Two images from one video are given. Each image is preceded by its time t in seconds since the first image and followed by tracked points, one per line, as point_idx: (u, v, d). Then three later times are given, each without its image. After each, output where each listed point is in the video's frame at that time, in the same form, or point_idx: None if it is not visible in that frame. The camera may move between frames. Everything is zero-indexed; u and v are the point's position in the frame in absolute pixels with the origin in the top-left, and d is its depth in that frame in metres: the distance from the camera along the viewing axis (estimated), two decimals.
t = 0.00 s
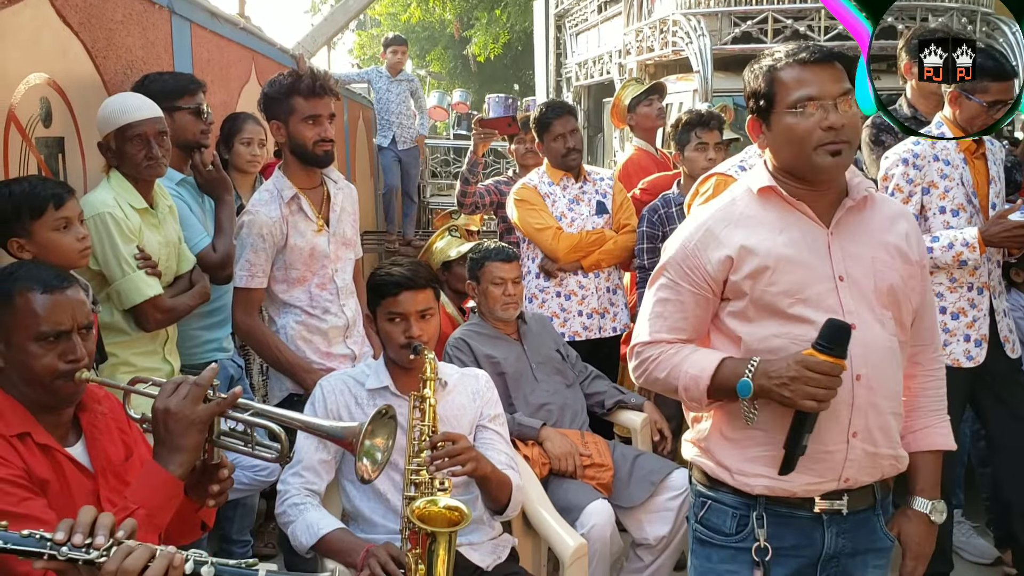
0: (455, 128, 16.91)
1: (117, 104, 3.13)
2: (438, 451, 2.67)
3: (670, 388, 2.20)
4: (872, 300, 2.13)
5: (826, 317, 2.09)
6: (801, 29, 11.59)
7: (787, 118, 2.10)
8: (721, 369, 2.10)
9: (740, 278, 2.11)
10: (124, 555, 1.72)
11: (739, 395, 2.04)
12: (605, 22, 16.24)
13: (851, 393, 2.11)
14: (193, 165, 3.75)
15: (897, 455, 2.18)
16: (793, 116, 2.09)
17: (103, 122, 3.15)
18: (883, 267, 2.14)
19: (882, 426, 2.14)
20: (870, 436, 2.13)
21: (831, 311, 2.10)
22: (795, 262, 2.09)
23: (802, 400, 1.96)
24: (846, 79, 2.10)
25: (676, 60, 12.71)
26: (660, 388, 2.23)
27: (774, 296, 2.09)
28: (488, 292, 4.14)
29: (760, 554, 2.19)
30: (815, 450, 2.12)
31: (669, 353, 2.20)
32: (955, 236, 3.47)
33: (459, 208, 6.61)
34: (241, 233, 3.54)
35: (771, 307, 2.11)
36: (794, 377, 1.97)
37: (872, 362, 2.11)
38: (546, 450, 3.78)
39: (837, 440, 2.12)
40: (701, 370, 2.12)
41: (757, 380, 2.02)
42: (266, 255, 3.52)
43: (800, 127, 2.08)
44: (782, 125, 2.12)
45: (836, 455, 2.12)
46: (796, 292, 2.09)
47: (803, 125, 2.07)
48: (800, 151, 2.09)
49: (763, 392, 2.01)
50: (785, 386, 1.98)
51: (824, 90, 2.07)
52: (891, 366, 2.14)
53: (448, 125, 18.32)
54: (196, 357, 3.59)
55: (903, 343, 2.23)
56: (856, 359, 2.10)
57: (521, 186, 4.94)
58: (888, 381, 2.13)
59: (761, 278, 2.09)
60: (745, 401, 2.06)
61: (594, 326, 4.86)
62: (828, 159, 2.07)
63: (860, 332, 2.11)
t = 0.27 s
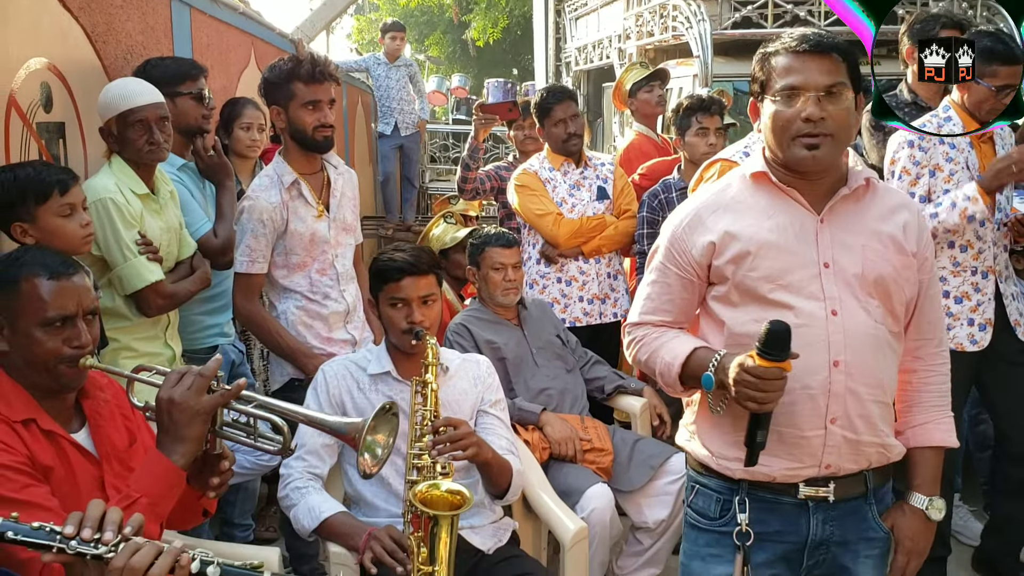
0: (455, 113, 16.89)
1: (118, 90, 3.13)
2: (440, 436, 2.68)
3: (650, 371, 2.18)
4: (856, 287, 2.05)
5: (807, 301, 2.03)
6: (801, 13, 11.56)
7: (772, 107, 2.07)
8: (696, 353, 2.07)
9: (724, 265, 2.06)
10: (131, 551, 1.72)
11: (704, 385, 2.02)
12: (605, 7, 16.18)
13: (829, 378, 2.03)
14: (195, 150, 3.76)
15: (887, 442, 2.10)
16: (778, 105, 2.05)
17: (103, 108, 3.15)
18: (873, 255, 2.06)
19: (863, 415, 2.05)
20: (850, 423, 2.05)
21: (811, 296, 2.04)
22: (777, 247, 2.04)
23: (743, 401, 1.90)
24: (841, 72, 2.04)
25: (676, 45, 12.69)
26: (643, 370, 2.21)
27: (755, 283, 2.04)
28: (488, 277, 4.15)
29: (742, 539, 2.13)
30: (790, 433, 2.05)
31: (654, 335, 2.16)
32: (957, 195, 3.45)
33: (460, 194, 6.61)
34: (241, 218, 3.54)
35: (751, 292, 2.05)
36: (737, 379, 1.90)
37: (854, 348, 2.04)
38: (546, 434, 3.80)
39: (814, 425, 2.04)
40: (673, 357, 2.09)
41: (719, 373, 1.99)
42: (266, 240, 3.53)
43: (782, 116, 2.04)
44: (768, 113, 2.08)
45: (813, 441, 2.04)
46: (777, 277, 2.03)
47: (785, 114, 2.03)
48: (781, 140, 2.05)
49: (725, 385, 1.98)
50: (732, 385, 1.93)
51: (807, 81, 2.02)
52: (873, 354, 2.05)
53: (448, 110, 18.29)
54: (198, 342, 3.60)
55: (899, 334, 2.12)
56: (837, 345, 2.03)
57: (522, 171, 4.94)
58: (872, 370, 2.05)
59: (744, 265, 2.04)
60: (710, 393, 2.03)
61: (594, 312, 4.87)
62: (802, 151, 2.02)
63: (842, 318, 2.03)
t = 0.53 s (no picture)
0: (453, 72, 16.73)
1: (116, 48, 3.11)
2: (440, 396, 2.71)
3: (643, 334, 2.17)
4: (856, 246, 2.05)
5: (804, 262, 2.01)
6: None
7: (769, 59, 2.04)
8: (681, 319, 2.05)
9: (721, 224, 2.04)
10: (140, 514, 1.74)
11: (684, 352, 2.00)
12: None
13: (825, 339, 2.02)
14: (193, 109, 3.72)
15: (880, 403, 2.10)
16: (776, 57, 2.02)
17: (101, 67, 3.13)
18: (872, 215, 2.06)
19: (860, 376, 2.05)
20: (847, 383, 2.04)
21: (810, 255, 2.02)
22: (774, 207, 2.02)
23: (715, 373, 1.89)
24: (841, 23, 2.01)
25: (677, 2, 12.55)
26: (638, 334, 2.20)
27: (753, 241, 2.02)
28: (489, 238, 4.15)
29: (735, 502, 2.10)
30: (788, 395, 2.03)
31: (645, 298, 2.16)
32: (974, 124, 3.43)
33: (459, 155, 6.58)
34: (241, 179, 3.54)
35: (750, 252, 2.03)
36: (708, 348, 1.88)
37: (851, 309, 2.02)
38: (547, 394, 3.83)
39: (812, 386, 2.03)
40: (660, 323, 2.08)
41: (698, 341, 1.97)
42: (266, 201, 3.53)
43: (779, 68, 2.02)
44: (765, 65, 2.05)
45: (810, 402, 2.03)
46: (775, 237, 2.01)
47: (782, 66, 2.01)
48: (778, 92, 2.03)
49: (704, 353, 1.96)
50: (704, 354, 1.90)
51: (805, 31, 1.99)
52: (869, 314, 2.04)
53: (446, 69, 18.10)
54: (200, 302, 3.61)
55: (895, 294, 2.13)
56: (835, 305, 2.01)
57: (521, 131, 4.92)
58: (869, 332, 2.05)
59: (742, 224, 2.02)
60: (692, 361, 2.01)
61: (595, 274, 4.86)
62: (803, 102, 2.00)
63: (840, 278, 2.02)
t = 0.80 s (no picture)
0: (450, 28, 16.53)
1: (112, 4, 3.08)
2: (440, 354, 2.74)
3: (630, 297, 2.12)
4: (856, 207, 2.05)
5: (807, 223, 2.00)
6: None
7: (770, 14, 1.98)
8: (671, 289, 2.00)
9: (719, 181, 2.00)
10: (143, 471, 1.72)
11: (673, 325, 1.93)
12: None
13: (829, 300, 2.01)
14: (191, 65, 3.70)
15: (875, 365, 2.12)
16: (777, 12, 1.96)
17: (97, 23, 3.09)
18: (869, 174, 2.06)
19: (860, 337, 2.06)
20: (847, 345, 2.05)
21: (813, 215, 2.01)
22: (776, 165, 1.99)
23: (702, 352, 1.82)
24: None
25: None
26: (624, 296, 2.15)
27: (755, 201, 1.99)
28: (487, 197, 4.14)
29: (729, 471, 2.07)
30: (789, 356, 2.01)
31: (634, 261, 2.11)
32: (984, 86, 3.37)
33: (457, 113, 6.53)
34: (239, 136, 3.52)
35: (751, 211, 2.00)
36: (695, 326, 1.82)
37: (854, 269, 2.02)
38: (546, 352, 3.85)
39: (813, 347, 2.02)
40: (649, 291, 2.03)
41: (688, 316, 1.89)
42: (264, 158, 3.51)
43: (782, 24, 1.96)
44: (766, 20, 1.99)
45: (810, 363, 2.02)
46: (778, 195, 1.99)
47: (785, 22, 1.96)
48: (782, 47, 1.98)
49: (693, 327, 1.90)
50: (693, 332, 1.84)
51: None
52: (869, 276, 2.05)
53: (443, 25, 17.88)
54: (199, 261, 3.61)
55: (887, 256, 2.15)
56: (838, 265, 2.01)
57: (520, 89, 4.88)
58: (868, 292, 2.06)
59: (742, 182, 1.99)
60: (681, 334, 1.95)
61: (594, 232, 4.86)
62: (807, 58, 1.95)
63: (842, 238, 2.02)
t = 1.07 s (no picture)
0: None
1: None
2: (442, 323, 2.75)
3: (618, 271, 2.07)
4: (849, 180, 2.05)
5: (804, 195, 1.98)
6: None
7: None
8: (663, 264, 1.97)
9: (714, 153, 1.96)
10: (141, 437, 1.58)
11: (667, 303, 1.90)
12: None
13: (825, 273, 2.00)
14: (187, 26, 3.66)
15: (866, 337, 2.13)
16: None
17: None
18: (859, 147, 2.06)
19: (854, 310, 2.07)
20: (841, 319, 2.05)
21: (808, 188, 1.99)
22: (772, 135, 1.97)
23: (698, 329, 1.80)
24: None
25: None
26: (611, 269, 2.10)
27: (750, 172, 1.96)
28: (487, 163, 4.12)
29: (721, 450, 2.07)
30: (786, 332, 2.01)
31: (623, 236, 2.06)
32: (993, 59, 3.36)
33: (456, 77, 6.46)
34: (237, 101, 3.49)
35: (747, 182, 1.97)
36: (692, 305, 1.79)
37: (849, 243, 2.02)
38: (546, 319, 3.85)
39: (809, 322, 2.02)
40: (641, 265, 1.98)
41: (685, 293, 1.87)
42: (262, 123, 3.48)
43: None
44: None
45: (806, 338, 2.02)
46: (774, 167, 1.96)
47: None
48: (781, 13, 1.95)
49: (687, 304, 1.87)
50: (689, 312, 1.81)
51: None
52: (863, 248, 2.06)
53: None
54: (197, 227, 3.60)
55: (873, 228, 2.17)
56: (835, 239, 2.00)
57: (519, 52, 4.83)
58: (861, 266, 2.06)
59: (736, 154, 1.95)
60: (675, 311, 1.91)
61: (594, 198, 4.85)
62: (808, 22, 1.93)
63: (836, 212, 2.01)
